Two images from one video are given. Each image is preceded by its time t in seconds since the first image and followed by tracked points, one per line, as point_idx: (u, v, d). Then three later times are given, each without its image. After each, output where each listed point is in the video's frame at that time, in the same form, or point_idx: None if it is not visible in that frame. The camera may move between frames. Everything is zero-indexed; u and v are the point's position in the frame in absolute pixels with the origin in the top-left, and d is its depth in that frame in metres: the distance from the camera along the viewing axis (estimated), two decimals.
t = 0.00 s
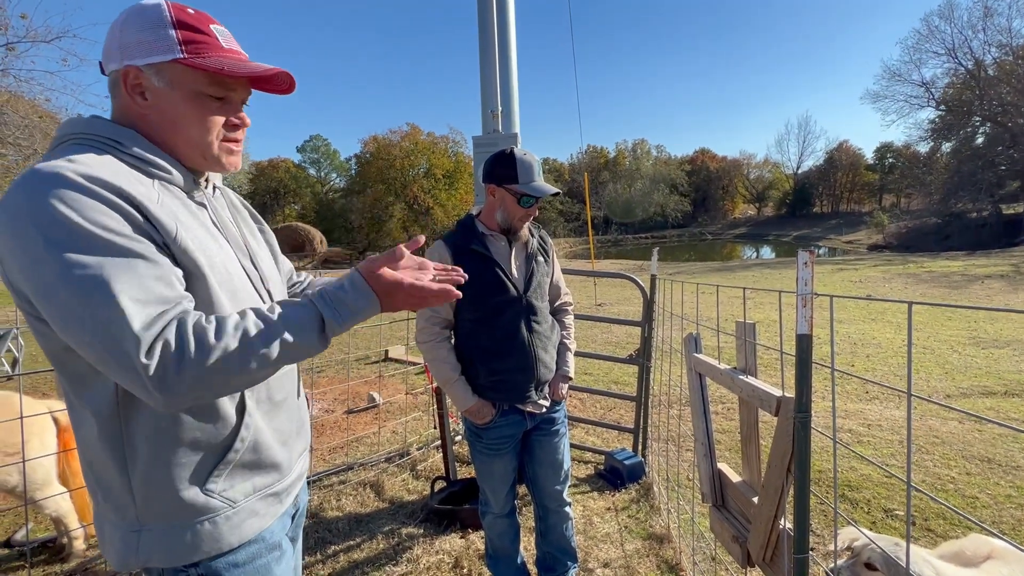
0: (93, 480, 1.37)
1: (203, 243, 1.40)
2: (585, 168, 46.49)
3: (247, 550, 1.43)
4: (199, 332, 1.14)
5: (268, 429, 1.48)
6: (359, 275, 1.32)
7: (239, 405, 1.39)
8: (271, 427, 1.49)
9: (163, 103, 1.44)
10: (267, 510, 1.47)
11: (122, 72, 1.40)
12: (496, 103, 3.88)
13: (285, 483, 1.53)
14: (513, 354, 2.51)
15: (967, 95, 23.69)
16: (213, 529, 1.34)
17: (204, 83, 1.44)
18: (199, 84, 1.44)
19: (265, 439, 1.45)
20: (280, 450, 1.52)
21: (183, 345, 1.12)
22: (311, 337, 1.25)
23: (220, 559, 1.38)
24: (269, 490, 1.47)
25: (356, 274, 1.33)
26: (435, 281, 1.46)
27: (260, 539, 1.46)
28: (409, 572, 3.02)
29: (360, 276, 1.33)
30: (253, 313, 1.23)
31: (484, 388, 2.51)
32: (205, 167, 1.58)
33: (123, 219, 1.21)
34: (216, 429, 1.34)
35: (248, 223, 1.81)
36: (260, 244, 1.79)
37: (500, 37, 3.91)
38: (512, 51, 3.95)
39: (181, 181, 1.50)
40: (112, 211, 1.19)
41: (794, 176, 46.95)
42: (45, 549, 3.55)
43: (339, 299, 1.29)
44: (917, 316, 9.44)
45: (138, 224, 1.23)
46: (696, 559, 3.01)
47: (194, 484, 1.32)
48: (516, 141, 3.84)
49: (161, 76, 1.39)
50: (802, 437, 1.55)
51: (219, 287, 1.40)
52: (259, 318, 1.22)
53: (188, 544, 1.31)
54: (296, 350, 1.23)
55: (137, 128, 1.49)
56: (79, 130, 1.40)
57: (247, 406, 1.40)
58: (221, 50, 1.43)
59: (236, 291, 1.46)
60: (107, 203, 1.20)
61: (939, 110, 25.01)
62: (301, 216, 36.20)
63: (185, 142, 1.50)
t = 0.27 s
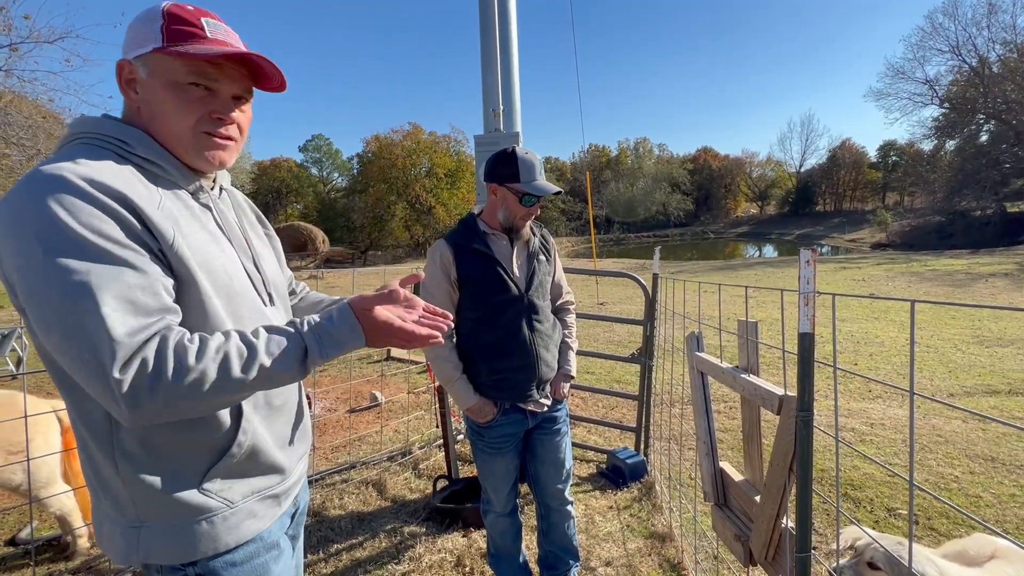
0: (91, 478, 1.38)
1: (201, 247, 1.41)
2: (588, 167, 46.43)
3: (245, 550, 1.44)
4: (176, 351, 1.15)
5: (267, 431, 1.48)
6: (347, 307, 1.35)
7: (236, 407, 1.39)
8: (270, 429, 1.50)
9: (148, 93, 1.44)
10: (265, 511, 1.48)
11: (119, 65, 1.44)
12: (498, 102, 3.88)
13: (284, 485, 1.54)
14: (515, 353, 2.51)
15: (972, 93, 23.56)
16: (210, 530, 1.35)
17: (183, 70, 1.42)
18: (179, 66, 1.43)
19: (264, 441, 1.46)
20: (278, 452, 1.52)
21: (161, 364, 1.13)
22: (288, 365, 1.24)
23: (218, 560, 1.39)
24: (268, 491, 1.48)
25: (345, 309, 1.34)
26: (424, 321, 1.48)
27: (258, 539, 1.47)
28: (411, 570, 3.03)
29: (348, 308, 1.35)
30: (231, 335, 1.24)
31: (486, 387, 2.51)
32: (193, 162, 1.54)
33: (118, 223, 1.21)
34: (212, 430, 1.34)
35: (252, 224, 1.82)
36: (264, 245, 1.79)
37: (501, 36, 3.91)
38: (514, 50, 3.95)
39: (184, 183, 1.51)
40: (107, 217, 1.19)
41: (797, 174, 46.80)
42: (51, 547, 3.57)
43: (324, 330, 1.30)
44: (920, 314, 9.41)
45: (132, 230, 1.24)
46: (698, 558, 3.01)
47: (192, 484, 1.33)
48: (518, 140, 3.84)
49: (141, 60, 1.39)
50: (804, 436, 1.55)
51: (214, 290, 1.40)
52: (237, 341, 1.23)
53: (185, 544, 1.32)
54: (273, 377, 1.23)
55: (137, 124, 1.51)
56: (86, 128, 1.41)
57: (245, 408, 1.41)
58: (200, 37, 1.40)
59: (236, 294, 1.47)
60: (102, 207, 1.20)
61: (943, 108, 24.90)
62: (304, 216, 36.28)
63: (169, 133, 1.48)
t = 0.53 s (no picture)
0: (90, 476, 1.38)
1: (192, 247, 1.39)
2: (589, 165, 46.40)
3: (243, 551, 1.45)
4: (111, 339, 1.05)
5: (263, 432, 1.49)
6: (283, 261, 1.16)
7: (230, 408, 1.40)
8: (266, 429, 1.50)
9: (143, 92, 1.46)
10: (263, 512, 1.48)
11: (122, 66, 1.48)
12: (499, 101, 3.88)
13: (282, 486, 1.55)
14: (516, 352, 2.51)
15: (975, 90, 23.47)
16: (204, 531, 1.35)
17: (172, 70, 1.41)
18: (168, 66, 1.43)
19: (260, 442, 1.46)
20: (275, 453, 1.53)
21: (88, 356, 1.04)
22: (227, 346, 1.06)
23: (216, 560, 1.39)
24: (265, 492, 1.49)
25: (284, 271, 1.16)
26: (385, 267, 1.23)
27: (257, 539, 1.48)
28: (413, 569, 3.03)
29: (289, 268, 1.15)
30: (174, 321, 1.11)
31: (487, 385, 2.51)
32: (181, 163, 1.53)
33: (96, 223, 1.18)
34: (206, 431, 1.34)
35: (257, 222, 1.82)
36: (268, 244, 1.80)
37: (503, 35, 3.91)
38: (516, 49, 3.95)
39: (181, 183, 1.51)
40: (82, 215, 1.15)
41: (799, 172, 46.72)
42: (54, 546, 3.59)
43: (266, 297, 1.11)
44: (923, 312, 9.39)
45: (109, 229, 1.19)
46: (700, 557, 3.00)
47: (186, 484, 1.33)
48: (519, 139, 3.84)
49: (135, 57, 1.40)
50: (806, 435, 1.54)
51: (209, 289, 1.40)
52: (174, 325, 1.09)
53: (181, 544, 1.33)
54: (212, 360, 1.06)
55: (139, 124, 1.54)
56: (85, 127, 1.43)
57: (239, 409, 1.41)
58: (189, 36, 1.40)
59: (231, 294, 1.46)
60: (76, 203, 1.16)
61: (946, 105, 24.82)
62: (306, 215, 36.35)
63: (157, 132, 1.48)
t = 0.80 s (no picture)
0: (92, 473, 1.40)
1: (190, 247, 1.39)
2: (591, 164, 46.38)
3: (242, 550, 1.45)
4: (96, 378, 1.10)
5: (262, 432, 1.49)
6: (299, 418, 1.30)
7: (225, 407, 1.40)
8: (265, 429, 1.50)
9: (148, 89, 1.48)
10: (261, 513, 1.48)
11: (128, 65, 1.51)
12: (500, 100, 3.88)
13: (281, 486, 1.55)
14: (516, 351, 2.51)
15: (977, 88, 23.38)
16: (201, 531, 1.35)
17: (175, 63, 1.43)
18: (171, 60, 1.45)
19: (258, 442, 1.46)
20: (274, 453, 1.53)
21: (68, 389, 1.07)
22: (196, 449, 1.15)
23: (215, 560, 1.40)
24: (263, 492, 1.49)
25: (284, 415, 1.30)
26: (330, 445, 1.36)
27: (256, 539, 1.48)
28: (414, 568, 3.04)
29: (292, 417, 1.28)
30: (166, 391, 1.18)
31: (488, 384, 2.52)
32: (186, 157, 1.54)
33: (85, 226, 1.17)
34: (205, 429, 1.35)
35: (263, 222, 1.82)
36: (273, 244, 1.80)
37: (503, 33, 3.91)
38: (516, 48, 3.95)
39: (187, 180, 1.51)
40: (70, 218, 1.15)
41: (801, 171, 46.65)
42: (56, 544, 3.60)
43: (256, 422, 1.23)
44: (925, 311, 9.37)
45: (99, 232, 1.19)
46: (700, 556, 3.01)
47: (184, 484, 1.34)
48: (520, 138, 3.83)
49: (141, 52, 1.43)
50: (807, 434, 1.54)
51: (205, 288, 1.38)
52: (166, 399, 1.16)
53: (178, 542, 1.33)
54: (181, 446, 1.14)
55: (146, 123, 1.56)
56: (92, 126, 1.43)
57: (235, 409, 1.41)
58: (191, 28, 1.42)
59: (231, 294, 1.45)
60: (67, 205, 1.16)
61: (948, 104, 24.73)
62: (307, 215, 36.39)
63: (163, 127, 1.49)
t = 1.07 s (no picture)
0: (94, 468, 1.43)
1: (195, 248, 1.39)
2: (591, 163, 46.35)
3: (235, 551, 1.47)
4: (77, 414, 1.08)
5: (255, 435, 1.51)
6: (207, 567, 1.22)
7: (219, 410, 1.41)
8: (258, 432, 1.52)
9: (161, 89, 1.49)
10: (254, 515, 1.50)
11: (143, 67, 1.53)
12: (501, 99, 3.87)
13: (275, 489, 1.56)
14: (518, 350, 2.51)
15: (978, 87, 23.32)
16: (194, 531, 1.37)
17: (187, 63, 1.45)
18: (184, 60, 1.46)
19: (252, 446, 1.48)
20: (267, 455, 1.54)
21: (59, 414, 1.05)
22: (116, 545, 1.09)
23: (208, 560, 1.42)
24: (257, 494, 1.50)
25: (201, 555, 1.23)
26: None
27: (249, 540, 1.50)
28: (416, 567, 3.04)
29: (208, 560, 1.23)
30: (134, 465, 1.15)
31: (489, 383, 2.52)
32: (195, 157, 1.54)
33: (91, 225, 1.17)
34: (196, 433, 1.37)
35: (268, 225, 1.83)
36: (277, 247, 1.80)
37: (504, 32, 3.91)
38: (517, 47, 3.95)
39: (196, 181, 1.51)
40: (75, 215, 1.15)
41: (802, 170, 46.60)
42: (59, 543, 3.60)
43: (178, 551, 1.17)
44: (926, 310, 9.36)
45: (104, 233, 1.18)
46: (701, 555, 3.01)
47: (178, 485, 1.37)
48: (521, 137, 3.83)
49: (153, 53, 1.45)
50: (809, 432, 1.54)
51: (207, 290, 1.38)
52: (130, 473, 1.13)
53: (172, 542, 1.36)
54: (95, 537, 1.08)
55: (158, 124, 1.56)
56: (105, 125, 1.43)
57: (230, 413, 1.43)
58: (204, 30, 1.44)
59: (233, 297, 1.45)
60: (76, 203, 1.16)
61: (949, 103, 24.67)
62: (308, 214, 36.41)
63: (173, 126, 1.50)
